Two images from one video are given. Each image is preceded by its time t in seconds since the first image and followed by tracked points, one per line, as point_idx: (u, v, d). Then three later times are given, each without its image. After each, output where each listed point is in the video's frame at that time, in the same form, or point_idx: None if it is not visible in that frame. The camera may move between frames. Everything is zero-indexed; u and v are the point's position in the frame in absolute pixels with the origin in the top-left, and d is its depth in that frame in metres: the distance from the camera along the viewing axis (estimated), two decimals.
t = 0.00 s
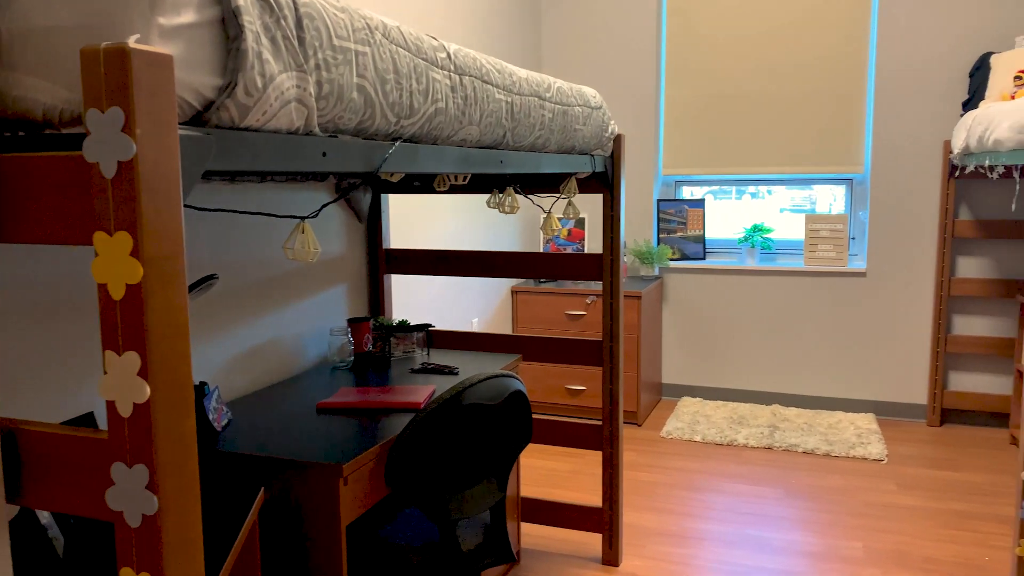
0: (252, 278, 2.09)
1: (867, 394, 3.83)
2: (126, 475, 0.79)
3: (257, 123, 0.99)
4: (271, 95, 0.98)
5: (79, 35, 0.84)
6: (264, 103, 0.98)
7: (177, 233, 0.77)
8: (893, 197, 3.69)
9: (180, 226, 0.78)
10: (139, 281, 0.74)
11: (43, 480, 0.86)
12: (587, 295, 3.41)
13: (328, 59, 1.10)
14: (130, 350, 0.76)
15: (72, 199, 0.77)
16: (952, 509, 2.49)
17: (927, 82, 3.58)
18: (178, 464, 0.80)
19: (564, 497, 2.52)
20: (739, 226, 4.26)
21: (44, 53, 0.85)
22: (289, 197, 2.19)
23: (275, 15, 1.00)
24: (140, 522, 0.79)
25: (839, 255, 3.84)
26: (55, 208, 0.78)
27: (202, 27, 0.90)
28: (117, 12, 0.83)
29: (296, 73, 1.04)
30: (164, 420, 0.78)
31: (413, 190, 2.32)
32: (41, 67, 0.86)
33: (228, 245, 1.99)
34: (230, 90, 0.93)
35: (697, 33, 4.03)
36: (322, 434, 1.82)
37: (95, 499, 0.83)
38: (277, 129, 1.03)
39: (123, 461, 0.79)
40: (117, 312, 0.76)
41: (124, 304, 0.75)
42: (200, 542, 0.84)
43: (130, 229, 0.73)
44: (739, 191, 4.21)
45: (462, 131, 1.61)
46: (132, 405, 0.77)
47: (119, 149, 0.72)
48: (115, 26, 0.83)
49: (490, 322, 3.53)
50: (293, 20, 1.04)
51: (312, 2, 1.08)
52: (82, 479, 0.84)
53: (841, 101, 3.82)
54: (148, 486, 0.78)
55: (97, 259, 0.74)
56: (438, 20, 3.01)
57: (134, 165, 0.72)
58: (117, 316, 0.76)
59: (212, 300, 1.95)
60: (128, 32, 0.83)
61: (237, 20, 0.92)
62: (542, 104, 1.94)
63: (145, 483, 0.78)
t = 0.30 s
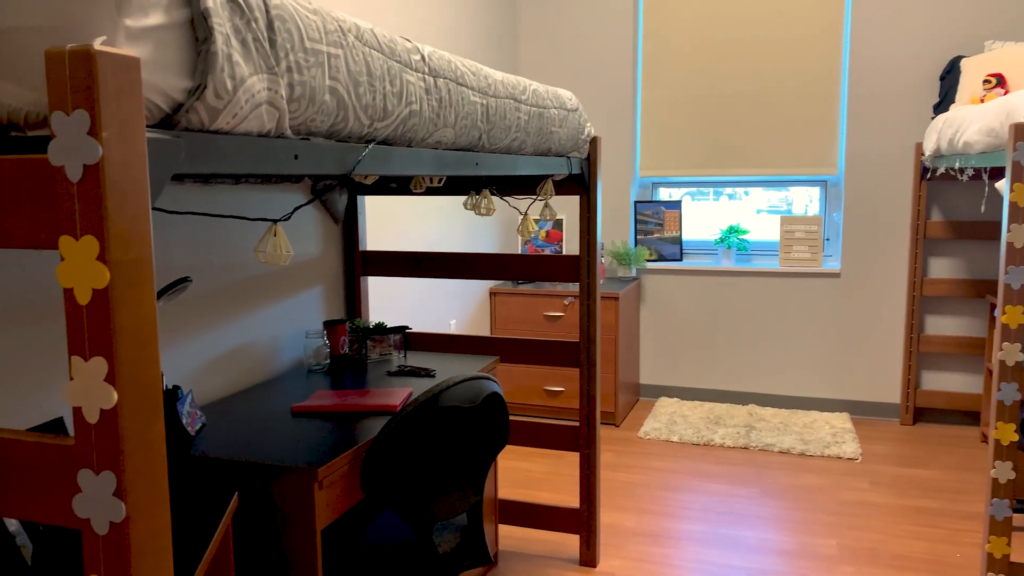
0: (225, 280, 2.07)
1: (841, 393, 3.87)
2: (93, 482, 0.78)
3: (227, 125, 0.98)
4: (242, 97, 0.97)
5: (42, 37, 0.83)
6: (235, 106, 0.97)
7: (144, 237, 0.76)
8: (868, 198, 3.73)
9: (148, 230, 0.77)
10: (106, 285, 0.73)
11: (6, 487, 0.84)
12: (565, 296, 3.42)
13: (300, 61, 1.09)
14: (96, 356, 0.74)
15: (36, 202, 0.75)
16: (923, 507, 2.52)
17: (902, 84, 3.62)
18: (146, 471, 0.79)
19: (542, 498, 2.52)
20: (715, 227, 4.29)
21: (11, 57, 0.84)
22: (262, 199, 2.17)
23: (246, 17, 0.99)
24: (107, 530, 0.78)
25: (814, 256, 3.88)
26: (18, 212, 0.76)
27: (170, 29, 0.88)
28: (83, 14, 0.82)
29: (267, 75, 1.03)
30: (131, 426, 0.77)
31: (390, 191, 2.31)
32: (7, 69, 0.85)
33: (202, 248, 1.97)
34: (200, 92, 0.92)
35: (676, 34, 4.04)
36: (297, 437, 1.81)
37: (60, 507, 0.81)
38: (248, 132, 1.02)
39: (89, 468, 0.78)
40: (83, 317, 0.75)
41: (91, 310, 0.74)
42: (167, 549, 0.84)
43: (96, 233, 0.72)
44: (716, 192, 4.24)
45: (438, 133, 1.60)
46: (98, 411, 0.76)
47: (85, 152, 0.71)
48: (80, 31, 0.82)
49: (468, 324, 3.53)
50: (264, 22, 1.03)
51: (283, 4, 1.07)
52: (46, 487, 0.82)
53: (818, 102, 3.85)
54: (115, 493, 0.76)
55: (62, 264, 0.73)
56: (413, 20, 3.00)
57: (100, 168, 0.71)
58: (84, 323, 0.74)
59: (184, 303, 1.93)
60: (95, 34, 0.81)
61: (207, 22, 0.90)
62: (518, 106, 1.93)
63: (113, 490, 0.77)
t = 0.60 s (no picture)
0: (200, 282, 2.05)
1: (817, 392, 3.91)
2: (62, 486, 0.77)
3: (199, 126, 0.97)
4: (213, 98, 0.97)
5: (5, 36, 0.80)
6: (206, 107, 0.96)
7: (113, 239, 0.76)
8: (843, 199, 3.76)
9: (116, 232, 0.76)
10: (73, 287, 0.72)
11: None
12: (543, 297, 3.43)
13: (273, 62, 1.09)
14: (64, 359, 0.74)
15: None
16: (897, 504, 2.55)
17: (877, 86, 3.66)
18: (116, 474, 0.78)
19: (520, 499, 2.53)
20: (692, 229, 4.32)
21: None
22: (236, 200, 2.16)
23: (217, 18, 0.98)
24: (76, 534, 0.77)
25: (789, 256, 3.92)
26: None
27: (139, 29, 0.88)
28: (48, 12, 0.81)
29: (240, 76, 1.03)
30: (100, 429, 0.76)
31: (367, 193, 2.30)
32: None
33: (175, 250, 1.95)
34: (170, 92, 0.91)
35: (655, 36, 4.06)
36: (273, 440, 1.81)
37: (28, 512, 0.80)
38: (220, 133, 1.02)
39: (58, 471, 0.77)
40: (50, 320, 0.74)
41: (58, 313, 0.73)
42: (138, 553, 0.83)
43: (64, 235, 0.71)
44: (694, 194, 4.27)
45: (413, 135, 1.60)
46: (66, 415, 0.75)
47: (52, 152, 0.70)
48: (45, 30, 0.80)
49: (446, 325, 3.53)
50: (236, 23, 1.03)
51: (255, 5, 1.07)
52: (12, 491, 0.81)
53: (796, 104, 3.89)
54: (84, 497, 0.76)
55: (29, 266, 0.72)
56: (389, 21, 2.99)
57: (67, 169, 0.70)
58: (51, 326, 0.73)
59: (157, 306, 1.91)
60: (63, 34, 0.81)
61: (178, 22, 0.90)
62: (494, 108, 1.94)
63: (82, 494, 0.76)
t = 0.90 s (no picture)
0: (173, 285, 2.03)
1: (792, 390, 3.95)
2: (27, 492, 0.75)
3: (167, 129, 0.97)
4: (183, 100, 0.96)
5: None
6: (175, 109, 0.96)
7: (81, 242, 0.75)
8: (818, 199, 3.80)
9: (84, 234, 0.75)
10: (40, 290, 0.71)
11: None
12: (521, 298, 3.44)
13: (243, 64, 1.09)
14: (30, 363, 0.73)
15: None
16: (871, 500, 2.59)
17: (853, 87, 3.70)
18: (83, 479, 0.77)
19: (498, 500, 2.53)
20: (668, 229, 4.34)
21: None
22: (209, 202, 2.14)
23: (187, 19, 0.98)
24: (43, 540, 0.75)
25: (764, 256, 3.95)
26: None
27: (107, 30, 0.88)
28: (12, 14, 0.79)
29: (210, 78, 1.02)
30: (68, 433, 0.75)
31: (343, 194, 2.29)
32: None
33: (148, 252, 1.94)
34: (138, 94, 0.91)
35: (633, 37, 4.08)
36: (248, 444, 1.79)
37: None
38: (189, 134, 1.01)
39: (23, 478, 0.75)
40: (15, 323, 0.73)
41: (23, 316, 0.72)
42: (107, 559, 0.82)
43: (29, 238, 0.70)
44: (672, 195, 4.29)
45: (387, 136, 1.60)
46: (33, 419, 0.74)
47: (16, 155, 0.69)
48: (10, 31, 0.79)
49: (424, 327, 3.52)
50: (206, 24, 1.02)
51: (226, 6, 1.06)
52: None
53: (773, 105, 3.92)
54: (51, 503, 0.74)
55: None
56: (363, 21, 2.99)
57: (33, 172, 0.69)
58: (16, 330, 0.72)
59: (130, 308, 1.89)
60: (27, 34, 0.80)
61: (145, 23, 0.90)
62: (469, 109, 1.94)
63: (49, 500, 0.75)
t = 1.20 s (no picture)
0: (145, 287, 2.01)
1: (766, 388, 3.99)
2: None
3: (135, 129, 0.96)
4: (150, 100, 0.95)
5: None
6: (142, 109, 0.95)
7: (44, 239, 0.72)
8: (792, 199, 3.84)
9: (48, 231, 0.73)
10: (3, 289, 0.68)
11: None
12: (498, 298, 3.44)
13: (212, 64, 1.08)
14: None
15: None
16: (844, 496, 2.62)
17: (827, 88, 3.74)
18: (48, 483, 0.74)
19: (475, 501, 2.53)
20: (644, 229, 4.37)
21: None
22: (181, 203, 2.12)
23: (153, 18, 0.97)
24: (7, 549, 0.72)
25: (738, 256, 3.99)
26: None
27: (72, 29, 0.86)
28: None
29: (178, 78, 1.02)
30: (34, 436, 0.72)
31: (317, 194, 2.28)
32: None
33: (118, 254, 1.91)
34: (104, 94, 0.90)
35: (611, 38, 4.09)
36: (220, 446, 1.78)
37: None
38: (157, 134, 1.00)
39: None
40: None
41: None
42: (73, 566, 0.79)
43: None
44: (649, 195, 4.32)
45: (360, 136, 1.59)
46: None
47: None
48: None
49: (400, 328, 3.51)
50: (173, 23, 1.01)
51: (194, 6, 1.05)
52: None
53: (748, 106, 3.95)
54: (17, 509, 0.71)
55: None
56: (336, 21, 2.97)
57: None
58: None
59: (101, 311, 1.87)
60: None
61: (111, 22, 0.89)
62: (443, 110, 1.94)
63: (14, 506, 0.71)
